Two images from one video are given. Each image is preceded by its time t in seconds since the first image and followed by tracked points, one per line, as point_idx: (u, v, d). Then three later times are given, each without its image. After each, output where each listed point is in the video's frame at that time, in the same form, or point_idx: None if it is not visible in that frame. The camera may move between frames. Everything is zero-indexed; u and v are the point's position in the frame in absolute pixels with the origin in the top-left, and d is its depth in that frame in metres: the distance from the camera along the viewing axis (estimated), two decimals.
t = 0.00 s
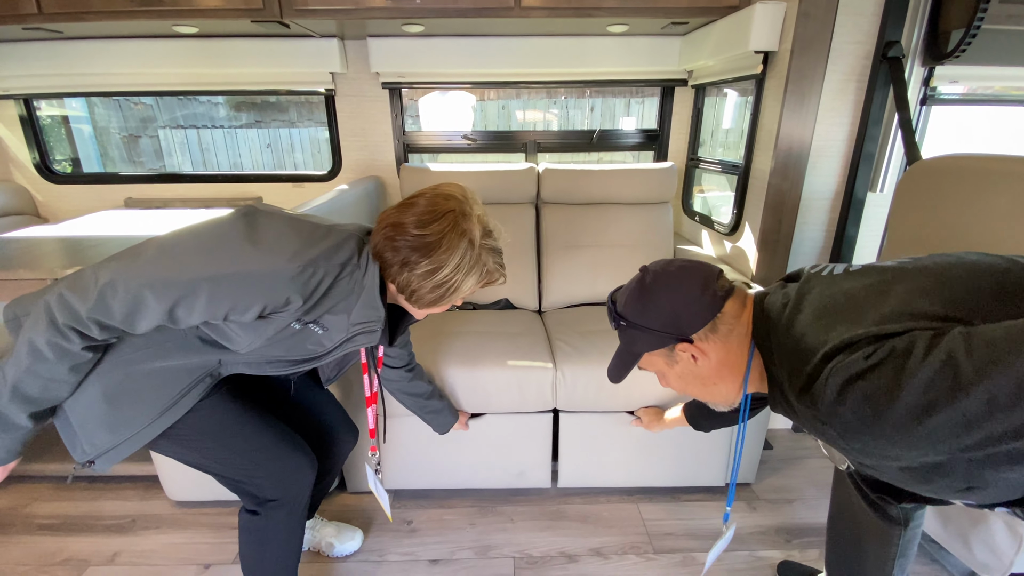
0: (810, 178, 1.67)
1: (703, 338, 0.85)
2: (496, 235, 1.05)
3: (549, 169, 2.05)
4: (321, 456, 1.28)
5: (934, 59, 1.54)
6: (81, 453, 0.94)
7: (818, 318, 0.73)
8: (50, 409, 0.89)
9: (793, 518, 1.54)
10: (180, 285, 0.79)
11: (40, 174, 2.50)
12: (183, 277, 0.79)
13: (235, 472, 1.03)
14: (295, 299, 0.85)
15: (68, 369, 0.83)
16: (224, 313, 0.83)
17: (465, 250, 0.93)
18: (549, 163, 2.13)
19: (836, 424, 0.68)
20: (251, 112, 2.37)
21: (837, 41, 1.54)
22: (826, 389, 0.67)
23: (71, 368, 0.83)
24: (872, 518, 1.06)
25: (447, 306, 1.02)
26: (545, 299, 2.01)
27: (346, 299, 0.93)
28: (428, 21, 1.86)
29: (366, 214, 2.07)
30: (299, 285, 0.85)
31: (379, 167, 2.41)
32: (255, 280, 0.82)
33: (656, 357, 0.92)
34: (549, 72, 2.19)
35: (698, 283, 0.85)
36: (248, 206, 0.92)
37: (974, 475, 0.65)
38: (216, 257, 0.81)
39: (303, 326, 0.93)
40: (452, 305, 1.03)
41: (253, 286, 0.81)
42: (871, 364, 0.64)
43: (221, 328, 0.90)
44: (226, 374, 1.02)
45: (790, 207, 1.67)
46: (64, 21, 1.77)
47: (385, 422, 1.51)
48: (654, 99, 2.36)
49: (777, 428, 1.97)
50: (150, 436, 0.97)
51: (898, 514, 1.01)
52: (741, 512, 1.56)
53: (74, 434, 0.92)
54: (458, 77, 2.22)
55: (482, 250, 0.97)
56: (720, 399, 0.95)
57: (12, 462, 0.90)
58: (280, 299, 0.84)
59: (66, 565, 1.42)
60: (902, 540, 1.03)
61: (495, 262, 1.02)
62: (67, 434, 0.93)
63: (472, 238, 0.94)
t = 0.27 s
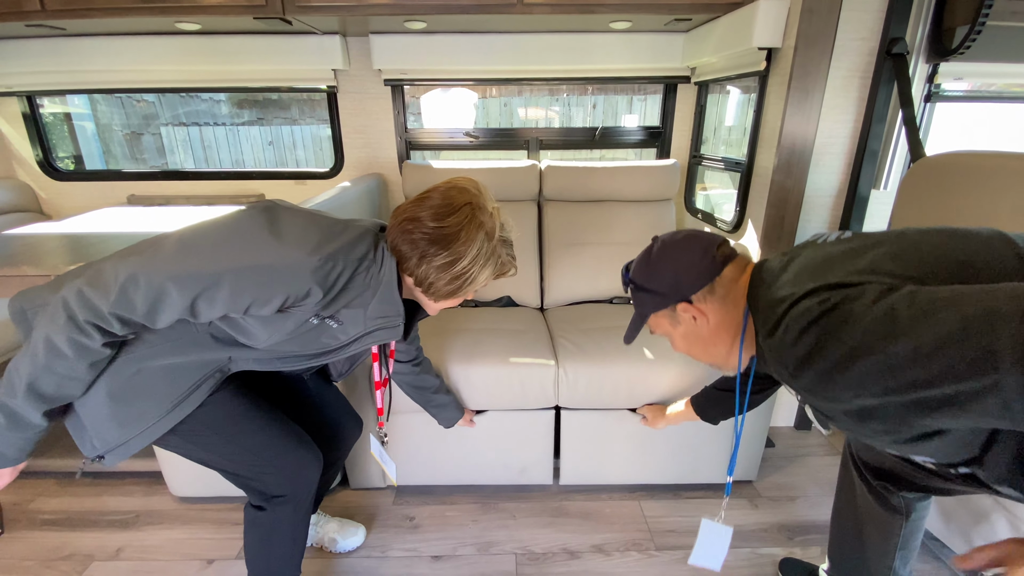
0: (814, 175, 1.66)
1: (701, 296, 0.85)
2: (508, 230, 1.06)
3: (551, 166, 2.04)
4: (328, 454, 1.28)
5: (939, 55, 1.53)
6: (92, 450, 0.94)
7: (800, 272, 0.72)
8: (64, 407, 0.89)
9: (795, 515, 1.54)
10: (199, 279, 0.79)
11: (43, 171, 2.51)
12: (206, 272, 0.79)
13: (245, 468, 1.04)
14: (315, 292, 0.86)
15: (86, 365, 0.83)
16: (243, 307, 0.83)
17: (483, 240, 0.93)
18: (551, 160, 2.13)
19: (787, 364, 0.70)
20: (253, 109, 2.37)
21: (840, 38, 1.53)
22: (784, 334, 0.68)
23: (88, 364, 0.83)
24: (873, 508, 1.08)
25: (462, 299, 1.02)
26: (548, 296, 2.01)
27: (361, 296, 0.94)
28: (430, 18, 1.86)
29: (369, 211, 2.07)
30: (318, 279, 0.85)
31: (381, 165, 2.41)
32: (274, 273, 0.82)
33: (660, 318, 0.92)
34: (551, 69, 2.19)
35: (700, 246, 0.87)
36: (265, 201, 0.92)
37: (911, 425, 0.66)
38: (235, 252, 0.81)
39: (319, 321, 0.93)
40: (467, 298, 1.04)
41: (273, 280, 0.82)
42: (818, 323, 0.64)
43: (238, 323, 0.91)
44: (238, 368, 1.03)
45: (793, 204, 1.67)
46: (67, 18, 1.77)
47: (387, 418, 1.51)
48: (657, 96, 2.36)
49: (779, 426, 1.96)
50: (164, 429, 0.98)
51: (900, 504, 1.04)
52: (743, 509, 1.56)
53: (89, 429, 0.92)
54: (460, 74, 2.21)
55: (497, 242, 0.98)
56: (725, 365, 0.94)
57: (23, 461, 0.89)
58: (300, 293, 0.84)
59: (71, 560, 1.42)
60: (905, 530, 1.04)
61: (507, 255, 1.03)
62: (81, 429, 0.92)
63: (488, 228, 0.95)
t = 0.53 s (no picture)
0: (818, 173, 1.65)
1: (718, 236, 0.88)
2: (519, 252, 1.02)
3: (554, 164, 2.04)
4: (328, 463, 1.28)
5: (944, 53, 1.52)
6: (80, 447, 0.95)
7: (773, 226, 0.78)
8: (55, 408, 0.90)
9: (798, 514, 1.54)
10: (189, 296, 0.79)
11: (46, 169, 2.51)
12: (195, 291, 0.79)
13: (238, 479, 1.04)
14: (305, 317, 0.85)
15: (74, 373, 0.83)
16: (232, 326, 0.83)
17: (489, 266, 0.90)
18: (554, 158, 2.13)
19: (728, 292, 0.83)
20: (256, 107, 2.37)
21: (845, 35, 1.52)
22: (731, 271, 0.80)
23: (77, 372, 0.83)
24: (875, 496, 1.11)
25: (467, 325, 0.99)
26: (550, 295, 2.01)
27: (356, 320, 0.93)
28: (433, 16, 1.86)
29: (371, 209, 2.07)
30: (310, 303, 0.85)
31: (384, 162, 2.41)
32: (265, 294, 0.81)
33: (679, 262, 0.95)
34: (554, 67, 2.18)
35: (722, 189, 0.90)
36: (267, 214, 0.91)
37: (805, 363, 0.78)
38: (226, 268, 0.80)
39: (312, 342, 0.94)
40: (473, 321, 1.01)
41: (262, 301, 0.81)
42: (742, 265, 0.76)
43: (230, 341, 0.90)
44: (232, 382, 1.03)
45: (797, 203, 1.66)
46: (70, 16, 1.77)
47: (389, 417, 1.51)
48: (660, 94, 2.35)
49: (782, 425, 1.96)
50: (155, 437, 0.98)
51: (900, 492, 1.07)
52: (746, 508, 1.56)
53: (79, 431, 0.93)
54: (462, 71, 2.21)
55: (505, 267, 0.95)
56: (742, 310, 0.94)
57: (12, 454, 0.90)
58: (290, 316, 0.84)
59: (74, 557, 1.43)
60: (907, 520, 1.07)
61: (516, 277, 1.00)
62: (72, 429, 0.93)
63: (495, 254, 0.91)
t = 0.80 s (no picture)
0: (822, 171, 1.65)
1: (729, 233, 1.03)
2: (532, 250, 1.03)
3: (556, 161, 2.04)
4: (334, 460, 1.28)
5: (949, 50, 1.52)
6: (94, 444, 0.94)
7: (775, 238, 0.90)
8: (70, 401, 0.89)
9: (800, 512, 1.54)
10: (211, 284, 0.79)
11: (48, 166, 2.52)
12: (218, 279, 0.79)
13: (247, 472, 1.04)
14: (326, 306, 0.85)
15: (94, 364, 0.83)
16: (254, 315, 0.82)
17: (507, 264, 0.91)
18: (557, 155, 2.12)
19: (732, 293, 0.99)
20: (258, 104, 2.37)
21: (850, 32, 1.51)
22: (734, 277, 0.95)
23: (97, 363, 0.83)
24: (879, 486, 1.11)
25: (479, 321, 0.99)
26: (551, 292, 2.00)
27: (374, 311, 0.93)
28: (436, 13, 1.85)
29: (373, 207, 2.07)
30: (331, 292, 0.84)
31: (386, 160, 2.41)
32: (287, 283, 0.81)
33: (691, 253, 1.10)
34: (556, 64, 2.18)
35: (736, 194, 1.04)
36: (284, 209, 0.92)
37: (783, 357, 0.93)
38: (247, 258, 0.81)
39: (330, 335, 0.93)
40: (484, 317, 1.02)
41: (286, 289, 0.81)
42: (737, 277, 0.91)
43: (250, 332, 0.91)
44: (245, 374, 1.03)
45: (800, 200, 1.66)
46: (73, 12, 1.77)
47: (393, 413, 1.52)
48: (662, 91, 2.34)
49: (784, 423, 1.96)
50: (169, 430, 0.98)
51: (904, 482, 1.06)
52: (748, 506, 1.56)
53: (93, 425, 0.92)
54: (465, 69, 2.21)
55: (521, 265, 0.95)
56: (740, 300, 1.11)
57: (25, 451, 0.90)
58: (312, 305, 0.84)
59: (78, 553, 1.44)
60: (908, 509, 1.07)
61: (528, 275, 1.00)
62: (85, 424, 0.93)
63: (512, 252, 0.92)
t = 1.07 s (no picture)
0: (826, 170, 1.64)
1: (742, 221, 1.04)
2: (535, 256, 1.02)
3: (559, 160, 2.03)
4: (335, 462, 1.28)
5: (954, 48, 1.50)
6: (95, 446, 0.94)
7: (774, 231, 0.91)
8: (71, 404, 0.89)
9: (802, 510, 1.54)
10: (217, 288, 0.79)
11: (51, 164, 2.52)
12: (223, 283, 0.79)
13: (249, 477, 1.04)
14: (331, 310, 0.85)
15: (97, 367, 0.83)
16: (259, 319, 0.83)
17: (509, 270, 0.90)
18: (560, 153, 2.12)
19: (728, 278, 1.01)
20: (260, 102, 2.37)
21: (855, 29, 1.50)
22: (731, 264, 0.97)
23: (100, 366, 0.83)
24: (876, 481, 1.12)
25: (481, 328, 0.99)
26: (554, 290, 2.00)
27: (377, 317, 0.93)
28: (438, 10, 1.85)
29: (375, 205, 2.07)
30: (336, 297, 0.85)
31: (388, 158, 2.41)
32: (291, 287, 0.81)
33: (703, 239, 1.12)
34: (559, 62, 2.18)
35: (754, 183, 1.06)
36: (289, 214, 0.92)
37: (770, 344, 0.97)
38: (252, 262, 0.81)
39: (333, 339, 0.93)
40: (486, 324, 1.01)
41: (290, 294, 0.81)
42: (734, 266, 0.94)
43: (254, 336, 0.91)
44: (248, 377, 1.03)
45: (803, 198, 1.65)
46: (75, 10, 1.77)
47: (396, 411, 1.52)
48: (665, 89, 2.33)
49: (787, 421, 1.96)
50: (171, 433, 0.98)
51: (900, 477, 1.07)
52: (750, 504, 1.56)
53: (94, 427, 0.92)
54: (467, 67, 2.21)
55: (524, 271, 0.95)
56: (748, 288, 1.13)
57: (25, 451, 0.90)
58: (318, 309, 0.84)
59: (83, 549, 1.44)
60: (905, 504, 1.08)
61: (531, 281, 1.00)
62: (86, 426, 0.93)
63: (514, 258, 0.91)
